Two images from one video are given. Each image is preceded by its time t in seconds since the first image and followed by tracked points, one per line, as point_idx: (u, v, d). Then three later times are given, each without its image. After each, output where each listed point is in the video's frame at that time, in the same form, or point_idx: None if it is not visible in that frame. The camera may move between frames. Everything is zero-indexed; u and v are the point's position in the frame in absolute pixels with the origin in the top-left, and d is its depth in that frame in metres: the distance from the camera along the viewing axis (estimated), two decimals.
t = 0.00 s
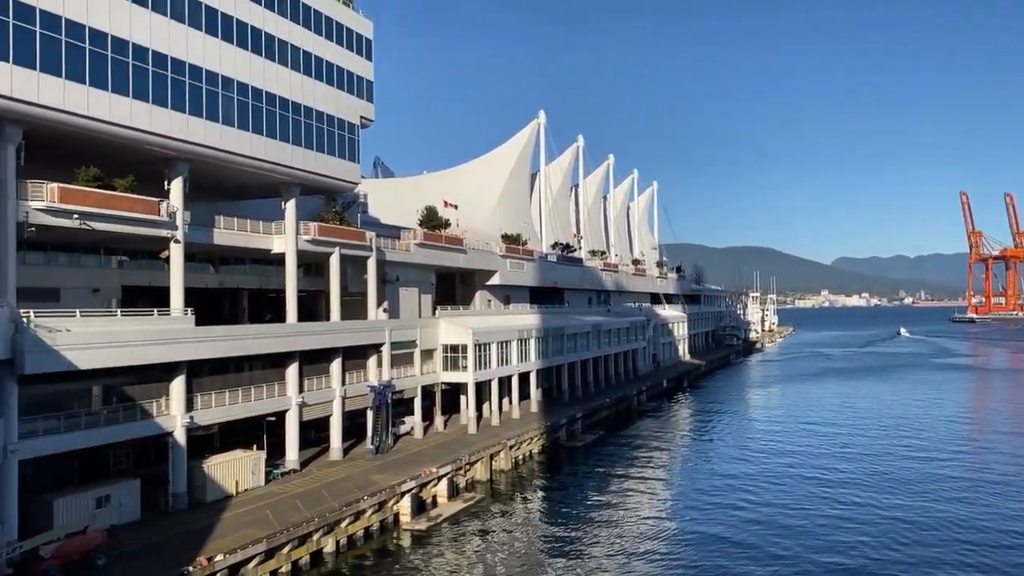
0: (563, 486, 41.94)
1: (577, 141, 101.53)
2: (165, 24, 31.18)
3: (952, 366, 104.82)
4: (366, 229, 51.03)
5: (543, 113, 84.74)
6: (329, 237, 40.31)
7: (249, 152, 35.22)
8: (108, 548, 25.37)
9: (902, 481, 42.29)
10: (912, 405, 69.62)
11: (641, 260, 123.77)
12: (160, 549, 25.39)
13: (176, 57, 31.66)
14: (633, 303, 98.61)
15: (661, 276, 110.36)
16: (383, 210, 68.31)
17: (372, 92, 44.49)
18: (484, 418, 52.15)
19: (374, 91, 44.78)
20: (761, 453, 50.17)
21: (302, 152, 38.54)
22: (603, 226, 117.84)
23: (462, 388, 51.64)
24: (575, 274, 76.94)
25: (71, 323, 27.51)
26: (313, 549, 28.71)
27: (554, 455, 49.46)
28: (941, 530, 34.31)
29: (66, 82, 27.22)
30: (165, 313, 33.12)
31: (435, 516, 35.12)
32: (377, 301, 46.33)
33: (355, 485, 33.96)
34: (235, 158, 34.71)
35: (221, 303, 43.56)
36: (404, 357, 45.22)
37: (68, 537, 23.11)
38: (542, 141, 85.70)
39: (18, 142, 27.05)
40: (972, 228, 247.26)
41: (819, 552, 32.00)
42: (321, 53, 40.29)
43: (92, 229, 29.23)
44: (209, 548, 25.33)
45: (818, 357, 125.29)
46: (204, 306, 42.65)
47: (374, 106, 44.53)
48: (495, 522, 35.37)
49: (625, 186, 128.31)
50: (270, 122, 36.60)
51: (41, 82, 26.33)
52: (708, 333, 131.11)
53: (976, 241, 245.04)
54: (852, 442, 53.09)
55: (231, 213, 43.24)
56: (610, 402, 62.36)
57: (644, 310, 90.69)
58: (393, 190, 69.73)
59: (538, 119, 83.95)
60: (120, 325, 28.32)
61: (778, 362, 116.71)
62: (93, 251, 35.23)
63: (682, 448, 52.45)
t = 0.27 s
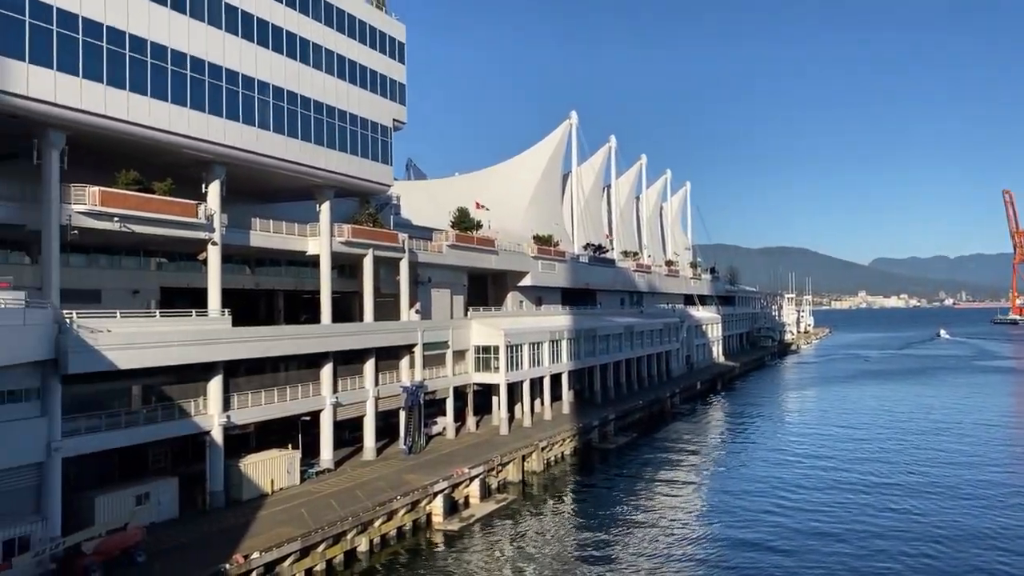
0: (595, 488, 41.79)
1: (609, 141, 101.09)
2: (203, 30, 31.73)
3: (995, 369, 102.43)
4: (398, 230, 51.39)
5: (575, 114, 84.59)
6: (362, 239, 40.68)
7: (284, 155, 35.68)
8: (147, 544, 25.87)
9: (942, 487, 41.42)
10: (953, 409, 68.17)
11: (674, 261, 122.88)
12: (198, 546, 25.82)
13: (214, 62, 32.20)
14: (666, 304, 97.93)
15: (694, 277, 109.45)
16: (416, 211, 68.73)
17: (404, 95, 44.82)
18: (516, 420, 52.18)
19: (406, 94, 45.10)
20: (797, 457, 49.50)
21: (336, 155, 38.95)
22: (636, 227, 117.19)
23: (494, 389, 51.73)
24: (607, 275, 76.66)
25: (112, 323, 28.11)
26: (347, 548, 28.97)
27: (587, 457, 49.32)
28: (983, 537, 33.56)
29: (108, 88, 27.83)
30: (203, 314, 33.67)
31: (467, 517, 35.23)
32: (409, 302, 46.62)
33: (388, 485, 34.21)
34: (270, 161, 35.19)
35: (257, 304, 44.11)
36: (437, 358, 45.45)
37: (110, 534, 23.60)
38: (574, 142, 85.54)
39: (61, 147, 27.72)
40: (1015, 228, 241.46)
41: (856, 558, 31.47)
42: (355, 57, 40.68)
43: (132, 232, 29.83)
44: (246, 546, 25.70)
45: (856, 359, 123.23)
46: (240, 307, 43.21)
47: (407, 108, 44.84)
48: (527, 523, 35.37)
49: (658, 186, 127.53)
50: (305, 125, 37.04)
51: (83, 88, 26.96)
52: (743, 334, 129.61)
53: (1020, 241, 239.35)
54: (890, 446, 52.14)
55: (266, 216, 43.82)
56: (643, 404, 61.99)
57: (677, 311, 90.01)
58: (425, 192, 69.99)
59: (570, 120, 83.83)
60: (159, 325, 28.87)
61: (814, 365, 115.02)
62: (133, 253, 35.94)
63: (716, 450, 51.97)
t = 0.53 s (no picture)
0: (628, 490, 41.58)
1: (641, 141, 100.50)
2: (239, 35, 32.24)
3: None
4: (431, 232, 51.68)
5: (608, 115, 84.28)
6: (395, 240, 41.00)
7: (319, 158, 36.09)
8: (186, 541, 26.34)
9: (984, 493, 40.50)
10: (997, 413, 66.58)
11: (708, 261, 121.74)
12: (235, 544, 26.20)
13: (250, 66, 32.69)
14: (700, 305, 97.06)
15: (729, 278, 108.31)
16: (448, 213, 69.00)
17: (436, 97, 45.06)
18: (548, 421, 52.13)
19: (439, 96, 45.34)
20: (834, 460, 48.73)
21: (369, 157, 39.30)
22: (669, 227, 116.39)
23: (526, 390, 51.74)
24: (640, 276, 76.23)
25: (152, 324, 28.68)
26: (381, 547, 29.22)
27: (620, 459, 49.08)
28: None
29: (147, 93, 28.37)
30: (239, 315, 34.19)
31: (500, 517, 35.30)
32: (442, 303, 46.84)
33: (422, 485, 34.41)
34: (305, 164, 35.63)
35: (292, 305, 44.66)
36: (469, 359, 45.61)
37: (150, 531, 24.34)
38: (607, 142, 85.21)
39: (103, 152, 28.34)
40: None
41: (895, 564, 30.92)
42: (388, 60, 41.00)
43: (171, 234, 30.40)
44: (282, 544, 26.05)
45: (895, 361, 120.92)
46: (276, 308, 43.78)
47: (439, 110, 45.08)
48: (560, 525, 35.33)
49: (691, 186, 126.47)
50: (339, 128, 37.43)
51: (124, 93, 27.52)
52: (778, 336, 127.93)
53: None
54: (930, 451, 51.10)
55: (301, 218, 44.35)
56: (676, 406, 61.51)
57: (711, 312, 89.16)
58: (457, 193, 70.18)
59: (602, 120, 83.53)
60: (197, 326, 29.38)
61: (852, 367, 113.09)
62: (172, 255, 36.62)
63: (750, 453, 51.40)
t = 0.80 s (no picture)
0: (663, 493, 41.27)
1: (677, 140, 99.69)
2: (277, 40, 32.70)
3: None
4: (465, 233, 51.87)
5: (642, 114, 83.75)
6: (429, 241, 41.26)
7: (355, 160, 36.47)
8: (226, 538, 26.82)
9: None
10: None
11: (745, 262, 120.29)
12: (273, 541, 26.60)
13: (288, 70, 33.15)
14: (736, 306, 95.95)
15: (766, 278, 106.88)
16: (482, 213, 69.18)
17: (470, 98, 45.21)
18: (583, 422, 51.98)
19: (472, 97, 45.48)
20: (874, 464, 47.82)
21: (404, 159, 39.59)
22: (705, 227, 115.31)
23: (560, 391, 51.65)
24: (675, 277, 75.61)
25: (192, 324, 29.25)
26: (416, 547, 29.41)
27: (655, 461, 48.74)
28: None
29: (188, 97, 28.93)
30: (277, 316, 34.70)
31: (534, 518, 35.30)
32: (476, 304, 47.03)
33: (456, 485, 34.56)
34: (341, 166, 36.03)
35: (328, 305, 45.19)
36: (503, 359, 45.70)
37: (190, 528, 24.84)
38: (641, 141, 84.67)
39: (145, 156, 28.98)
40: None
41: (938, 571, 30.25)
42: (422, 62, 41.25)
43: (210, 236, 30.96)
44: (319, 542, 26.36)
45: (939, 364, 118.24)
46: (313, 308, 44.35)
47: (473, 112, 45.22)
48: (594, 527, 35.20)
49: (728, 185, 125.10)
50: (374, 131, 37.76)
51: (165, 98, 28.10)
52: (817, 337, 125.92)
53: None
54: (975, 455, 49.87)
55: (337, 219, 44.85)
56: (712, 408, 60.88)
57: (748, 313, 88.09)
58: (491, 194, 70.30)
59: (637, 119, 83.02)
60: (236, 326, 29.89)
61: (894, 369, 110.84)
62: (212, 257, 37.31)
63: (788, 456, 50.67)
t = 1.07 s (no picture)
0: (700, 496, 40.85)
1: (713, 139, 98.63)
2: (314, 44, 33.08)
3: None
4: (500, 234, 51.98)
5: (678, 113, 83.07)
6: (464, 242, 41.45)
7: (391, 163, 36.76)
8: (265, 536, 27.20)
9: None
10: None
11: (784, 262, 118.59)
12: (311, 540, 26.91)
13: (325, 74, 33.52)
14: (775, 307, 94.64)
15: (805, 279, 105.29)
16: (517, 215, 69.25)
17: (505, 100, 45.28)
18: (619, 424, 51.73)
19: (507, 98, 45.54)
20: (918, 469, 46.79)
21: (439, 161, 39.78)
22: (742, 227, 113.91)
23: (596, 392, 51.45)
24: (712, 278, 74.86)
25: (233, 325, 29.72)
26: (451, 547, 29.51)
27: (692, 464, 48.30)
28: None
29: (227, 102, 29.42)
30: (315, 317, 35.10)
31: (570, 520, 35.21)
32: (511, 305, 47.07)
33: (492, 486, 34.65)
34: (378, 169, 36.33)
35: (365, 307, 45.62)
36: (538, 361, 45.69)
37: (230, 526, 25.20)
38: (678, 141, 83.99)
39: (186, 160, 29.53)
40: None
41: None
42: (457, 64, 41.40)
43: (250, 239, 31.44)
44: (356, 541, 26.59)
45: (985, 366, 115.26)
46: (350, 310, 44.78)
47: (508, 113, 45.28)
48: (631, 529, 34.99)
49: (766, 185, 123.48)
50: (410, 133, 38.01)
51: (205, 103, 28.62)
52: (858, 338, 123.62)
53: None
54: None
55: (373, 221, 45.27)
56: (750, 411, 60.13)
57: (787, 314, 86.84)
58: (525, 194, 70.46)
59: (673, 119, 82.38)
60: (275, 327, 30.31)
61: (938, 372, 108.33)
62: (252, 259, 37.92)
63: (828, 459, 49.83)
